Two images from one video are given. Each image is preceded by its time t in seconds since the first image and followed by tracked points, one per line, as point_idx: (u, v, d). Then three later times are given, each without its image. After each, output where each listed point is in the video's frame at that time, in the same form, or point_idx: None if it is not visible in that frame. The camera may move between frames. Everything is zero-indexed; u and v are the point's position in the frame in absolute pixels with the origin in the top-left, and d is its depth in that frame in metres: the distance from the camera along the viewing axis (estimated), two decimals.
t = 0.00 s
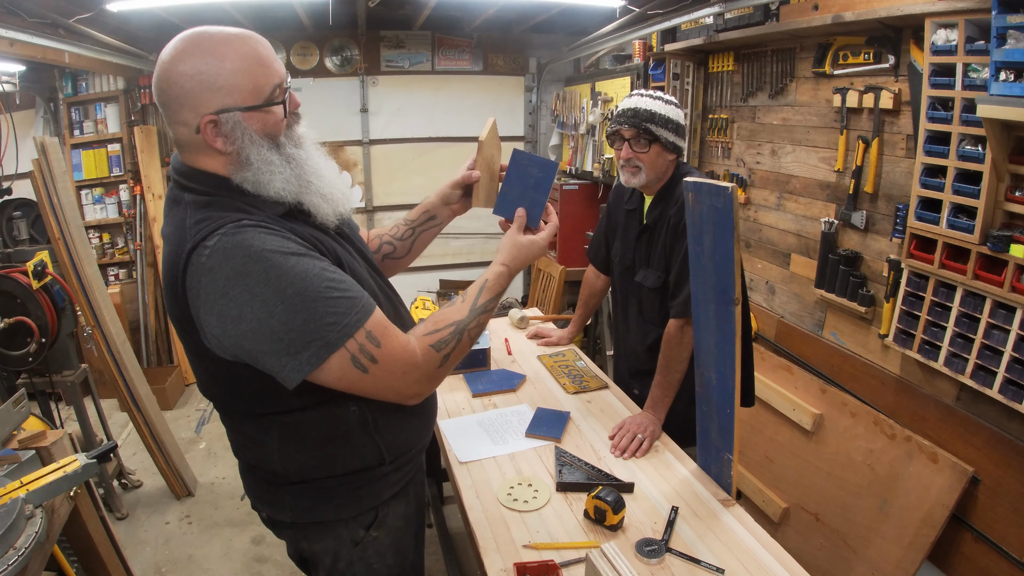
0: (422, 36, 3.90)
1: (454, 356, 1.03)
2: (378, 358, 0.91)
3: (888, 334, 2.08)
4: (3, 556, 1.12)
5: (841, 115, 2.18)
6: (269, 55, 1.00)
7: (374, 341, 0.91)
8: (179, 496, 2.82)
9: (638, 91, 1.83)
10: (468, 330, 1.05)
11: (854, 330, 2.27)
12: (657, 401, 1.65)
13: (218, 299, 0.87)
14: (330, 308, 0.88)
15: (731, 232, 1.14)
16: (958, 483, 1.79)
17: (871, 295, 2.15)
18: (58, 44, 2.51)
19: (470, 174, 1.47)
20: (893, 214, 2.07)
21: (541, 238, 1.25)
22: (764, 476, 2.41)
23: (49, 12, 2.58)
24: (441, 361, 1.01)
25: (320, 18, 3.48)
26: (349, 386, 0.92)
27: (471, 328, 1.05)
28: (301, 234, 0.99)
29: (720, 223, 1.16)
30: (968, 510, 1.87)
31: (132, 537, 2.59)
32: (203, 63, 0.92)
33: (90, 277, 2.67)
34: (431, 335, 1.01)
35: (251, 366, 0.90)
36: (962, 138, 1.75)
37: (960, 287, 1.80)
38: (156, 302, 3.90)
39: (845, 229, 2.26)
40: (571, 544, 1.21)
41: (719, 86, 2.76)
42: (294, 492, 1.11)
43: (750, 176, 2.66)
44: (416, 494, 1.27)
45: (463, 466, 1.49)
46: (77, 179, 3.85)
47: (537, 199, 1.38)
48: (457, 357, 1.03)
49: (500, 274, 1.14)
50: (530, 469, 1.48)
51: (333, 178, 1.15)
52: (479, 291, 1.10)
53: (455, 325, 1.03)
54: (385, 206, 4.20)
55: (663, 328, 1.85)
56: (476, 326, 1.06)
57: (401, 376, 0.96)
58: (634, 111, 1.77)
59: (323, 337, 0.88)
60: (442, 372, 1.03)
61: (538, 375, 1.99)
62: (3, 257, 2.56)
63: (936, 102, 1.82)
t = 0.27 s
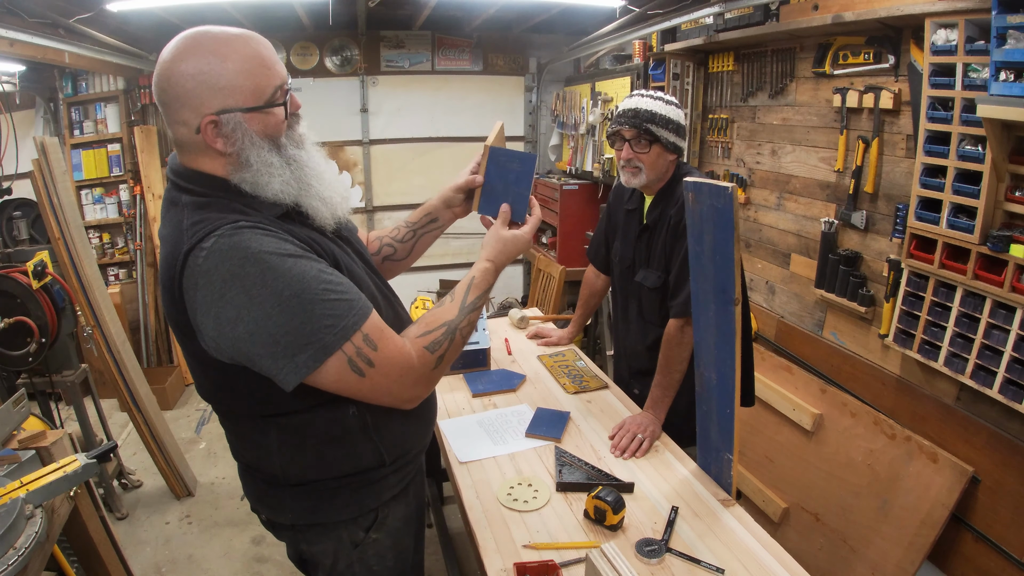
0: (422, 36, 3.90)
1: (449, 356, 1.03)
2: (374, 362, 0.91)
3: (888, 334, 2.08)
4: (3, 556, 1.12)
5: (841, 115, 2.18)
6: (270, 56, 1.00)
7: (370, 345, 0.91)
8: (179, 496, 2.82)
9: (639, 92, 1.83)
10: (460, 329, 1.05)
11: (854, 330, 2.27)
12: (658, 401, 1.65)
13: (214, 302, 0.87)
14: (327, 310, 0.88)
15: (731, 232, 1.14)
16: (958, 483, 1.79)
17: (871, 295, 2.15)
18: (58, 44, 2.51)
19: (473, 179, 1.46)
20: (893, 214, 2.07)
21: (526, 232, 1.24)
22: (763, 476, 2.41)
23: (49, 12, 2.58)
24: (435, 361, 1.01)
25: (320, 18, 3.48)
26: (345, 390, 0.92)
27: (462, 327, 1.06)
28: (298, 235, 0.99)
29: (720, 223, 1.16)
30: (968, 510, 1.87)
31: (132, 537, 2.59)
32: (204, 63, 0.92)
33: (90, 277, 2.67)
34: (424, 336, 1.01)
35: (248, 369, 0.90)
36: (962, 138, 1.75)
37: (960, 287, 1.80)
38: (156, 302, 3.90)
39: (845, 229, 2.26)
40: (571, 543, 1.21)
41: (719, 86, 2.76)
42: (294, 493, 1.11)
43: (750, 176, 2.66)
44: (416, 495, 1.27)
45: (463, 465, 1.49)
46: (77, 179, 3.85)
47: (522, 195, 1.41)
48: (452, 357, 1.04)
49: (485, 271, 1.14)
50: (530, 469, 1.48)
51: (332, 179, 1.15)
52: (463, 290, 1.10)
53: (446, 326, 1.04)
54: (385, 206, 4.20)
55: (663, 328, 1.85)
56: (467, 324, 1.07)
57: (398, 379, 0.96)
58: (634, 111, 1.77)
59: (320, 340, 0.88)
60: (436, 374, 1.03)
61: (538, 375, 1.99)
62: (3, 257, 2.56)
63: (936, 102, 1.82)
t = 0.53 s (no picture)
0: (422, 36, 3.90)
1: (446, 356, 1.03)
2: (372, 365, 0.91)
3: (888, 334, 2.08)
4: (3, 556, 1.12)
5: (841, 115, 2.18)
6: (268, 55, 1.00)
7: (368, 347, 0.91)
8: (179, 496, 2.82)
9: (639, 92, 1.83)
10: (456, 330, 1.05)
11: (854, 330, 2.27)
12: (658, 401, 1.65)
13: (213, 304, 0.87)
14: (326, 312, 0.88)
15: (731, 232, 1.13)
16: (958, 483, 1.79)
17: (871, 295, 2.15)
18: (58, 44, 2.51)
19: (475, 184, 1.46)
20: (893, 214, 2.07)
21: (521, 233, 1.24)
22: (764, 476, 2.41)
23: (49, 12, 2.58)
24: (433, 363, 1.01)
25: (320, 18, 3.48)
26: (344, 393, 0.92)
27: (458, 328, 1.06)
28: (297, 237, 0.99)
29: (720, 223, 1.16)
30: (968, 510, 1.87)
31: (133, 537, 2.59)
32: (202, 63, 0.92)
33: (90, 277, 2.67)
34: (421, 339, 1.01)
35: (247, 371, 0.90)
36: (962, 138, 1.75)
37: (960, 287, 1.80)
38: (156, 302, 3.90)
39: (845, 229, 2.26)
40: (571, 544, 1.21)
41: (719, 86, 2.76)
42: (294, 496, 1.11)
43: (750, 176, 2.66)
44: (416, 495, 1.27)
45: (463, 466, 1.49)
46: (77, 179, 3.85)
47: (521, 198, 1.41)
48: (448, 358, 1.04)
49: (478, 270, 1.13)
50: (530, 469, 1.48)
51: (331, 179, 1.15)
52: (457, 290, 1.10)
53: (442, 327, 1.04)
54: (385, 206, 4.19)
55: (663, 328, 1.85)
56: (463, 324, 1.07)
57: (396, 382, 0.96)
58: (634, 112, 1.77)
59: (319, 342, 0.88)
60: (434, 376, 1.03)
61: (538, 375, 1.98)
62: (3, 257, 2.56)
63: (936, 102, 1.82)
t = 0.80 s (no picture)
0: (422, 36, 3.90)
1: (447, 356, 1.03)
2: (374, 363, 0.91)
3: (888, 334, 2.08)
4: (3, 556, 1.12)
5: (841, 115, 2.18)
6: (265, 53, 1.00)
7: (370, 346, 0.91)
8: (179, 496, 2.82)
9: (639, 92, 1.83)
10: (457, 329, 1.05)
11: (854, 330, 2.27)
12: (657, 401, 1.65)
13: (214, 304, 0.87)
14: (327, 312, 0.88)
15: (731, 232, 1.13)
16: (958, 483, 1.79)
17: (871, 295, 2.15)
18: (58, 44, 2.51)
19: (475, 183, 1.46)
20: (893, 214, 2.07)
21: (521, 234, 1.24)
22: (764, 476, 2.41)
23: (49, 12, 2.58)
24: (435, 362, 1.01)
25: (320, 18, 3.48)
26: (345, 392, 0.92)
27: (459, 327, 1.06)
28: (297, 237, 0.99)
29: (720, 223, 1.16)
30: (968, 510, 1.87)
31: (133, 537, 2.59)
32: (199, 63, 0.92)
33: (90, 277, 2.67)
34: (422, 337, 1.01)
35: (248, 371, 0.90)
36: (962, 138, 1.75)
37: (960, 287, 1.80)
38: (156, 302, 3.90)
39: (845, 229, 2.26)
40: (571, 544, 1.21)
41: (719, 86, 2.76)
42: (294, 496, 1.11)
43: (750, 176, 2.66)
44: (417, 496, 1.27)
45: (463, 466, 1.49)
46: (77, 179, 3.85)
47: (520, 199, 1.40)
48: (450, 357, 1.04)
49: (478, 269, 1.13)
50: (530, 469, 1.48)
51: (330, 178, 1.15)
52: (458, 289, 1.10)
53: (444, 326, 1.04)
54: (385, 206, 4.19)
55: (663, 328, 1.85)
56: (464, 324, 1.07)
57: (397, 381, 0.96)
58: (634, 112, 1.77)
59: (320, 342, 0.88)
60: (435, 375, 1.03)
61: (538, 375, 1.98)
62: (3, 257, 2.56)
63: (936, 102, 1.82)
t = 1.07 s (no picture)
0: (422, 36, 3.90)
1: (445, 357, 1.03)
2: (374, 364, 0.91)
3: (888, 334, 2.08)
4: (3, 556, 1.12)
5: (841, 115, 2.18)
6: (268, 57, 1.00)
7: (370, 347, 0.91)
8: (179, 496, 2.82)
9: (638, 93, 1.83)
10: (456, 330, 1.05)
11: (854, 330, 2.27)
12: (658, 401, 1.65)
13: (214, 305, 0.87)
14: (327, 313, 0.88)
15: (731, 232, 1.13)
16: (958, 483, 1.79)
17: (871, 295, 2.15)
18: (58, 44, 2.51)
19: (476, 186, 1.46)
20: (893, 214, 2.07)
21: (520, 235, 1.24)
22: (764, 476, 2.41)
23: (49, 12, 2.58)
24: (434, 363, 1.02)
25: (320, 18, 3.48)
26: (345, 392, 0.92)
27: (458, 328, 1.06)
28: (297, 238, 0.99)
29: (720, 223, 1.16)
30: (968, 510, 1.87)
31: (133, 537, 2.59)
32: (202, 64, 0.92)
33: (90, 277, 2.67)
34: (421, 339, 1.01)
35: (248, 372, 0.90)
36: (962, 138, 1.75)
37: (960, 287, 1.80)
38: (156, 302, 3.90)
39: (845, 229, 2.26)
40: (571, 544, 1.21)
41: (719, 86, 2.76)
42: (294, 497, 1.11)
43: (750, 176, 2.66)
44: (417, 496, 1.27)
45: (463, 466, 1.49)
46: (77, 179, 3.85)
47: (520, 201, 1.40)
48: (449, 358, 1.04)
49: (476, 271, 1.13)
50: (530, 469, 1.48)
51: (329, 181, 1.15)
52: (456, 290, 1.10)
53: (442, 327, 1.04)
54: (385, 206, 4.19)
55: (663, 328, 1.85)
56: (463, 325, 1.07)
57: (397, 382, 0.96)
58: (634, 113, 1.77)
59: (320, 343, 0.88)
60: (434, 376, 1.03)
61: (538, 375, 1.99)
62: (3, 257, 2.56)
63: (936, 102, 1.82)
